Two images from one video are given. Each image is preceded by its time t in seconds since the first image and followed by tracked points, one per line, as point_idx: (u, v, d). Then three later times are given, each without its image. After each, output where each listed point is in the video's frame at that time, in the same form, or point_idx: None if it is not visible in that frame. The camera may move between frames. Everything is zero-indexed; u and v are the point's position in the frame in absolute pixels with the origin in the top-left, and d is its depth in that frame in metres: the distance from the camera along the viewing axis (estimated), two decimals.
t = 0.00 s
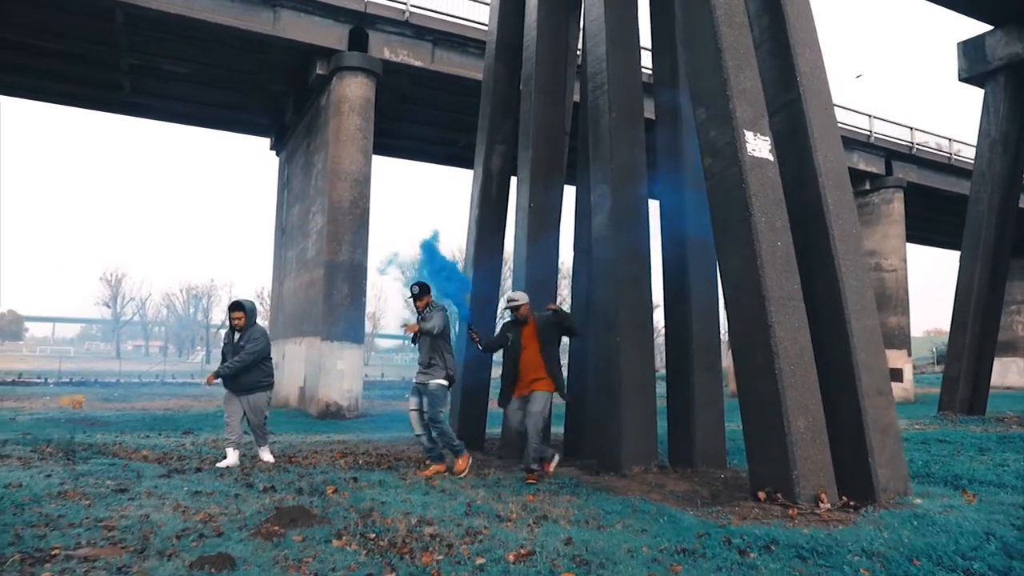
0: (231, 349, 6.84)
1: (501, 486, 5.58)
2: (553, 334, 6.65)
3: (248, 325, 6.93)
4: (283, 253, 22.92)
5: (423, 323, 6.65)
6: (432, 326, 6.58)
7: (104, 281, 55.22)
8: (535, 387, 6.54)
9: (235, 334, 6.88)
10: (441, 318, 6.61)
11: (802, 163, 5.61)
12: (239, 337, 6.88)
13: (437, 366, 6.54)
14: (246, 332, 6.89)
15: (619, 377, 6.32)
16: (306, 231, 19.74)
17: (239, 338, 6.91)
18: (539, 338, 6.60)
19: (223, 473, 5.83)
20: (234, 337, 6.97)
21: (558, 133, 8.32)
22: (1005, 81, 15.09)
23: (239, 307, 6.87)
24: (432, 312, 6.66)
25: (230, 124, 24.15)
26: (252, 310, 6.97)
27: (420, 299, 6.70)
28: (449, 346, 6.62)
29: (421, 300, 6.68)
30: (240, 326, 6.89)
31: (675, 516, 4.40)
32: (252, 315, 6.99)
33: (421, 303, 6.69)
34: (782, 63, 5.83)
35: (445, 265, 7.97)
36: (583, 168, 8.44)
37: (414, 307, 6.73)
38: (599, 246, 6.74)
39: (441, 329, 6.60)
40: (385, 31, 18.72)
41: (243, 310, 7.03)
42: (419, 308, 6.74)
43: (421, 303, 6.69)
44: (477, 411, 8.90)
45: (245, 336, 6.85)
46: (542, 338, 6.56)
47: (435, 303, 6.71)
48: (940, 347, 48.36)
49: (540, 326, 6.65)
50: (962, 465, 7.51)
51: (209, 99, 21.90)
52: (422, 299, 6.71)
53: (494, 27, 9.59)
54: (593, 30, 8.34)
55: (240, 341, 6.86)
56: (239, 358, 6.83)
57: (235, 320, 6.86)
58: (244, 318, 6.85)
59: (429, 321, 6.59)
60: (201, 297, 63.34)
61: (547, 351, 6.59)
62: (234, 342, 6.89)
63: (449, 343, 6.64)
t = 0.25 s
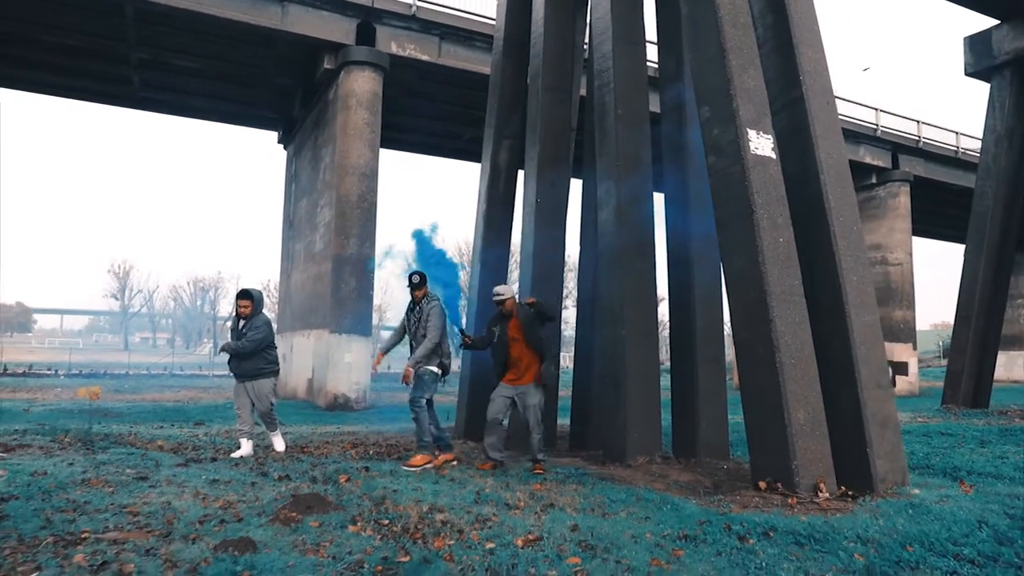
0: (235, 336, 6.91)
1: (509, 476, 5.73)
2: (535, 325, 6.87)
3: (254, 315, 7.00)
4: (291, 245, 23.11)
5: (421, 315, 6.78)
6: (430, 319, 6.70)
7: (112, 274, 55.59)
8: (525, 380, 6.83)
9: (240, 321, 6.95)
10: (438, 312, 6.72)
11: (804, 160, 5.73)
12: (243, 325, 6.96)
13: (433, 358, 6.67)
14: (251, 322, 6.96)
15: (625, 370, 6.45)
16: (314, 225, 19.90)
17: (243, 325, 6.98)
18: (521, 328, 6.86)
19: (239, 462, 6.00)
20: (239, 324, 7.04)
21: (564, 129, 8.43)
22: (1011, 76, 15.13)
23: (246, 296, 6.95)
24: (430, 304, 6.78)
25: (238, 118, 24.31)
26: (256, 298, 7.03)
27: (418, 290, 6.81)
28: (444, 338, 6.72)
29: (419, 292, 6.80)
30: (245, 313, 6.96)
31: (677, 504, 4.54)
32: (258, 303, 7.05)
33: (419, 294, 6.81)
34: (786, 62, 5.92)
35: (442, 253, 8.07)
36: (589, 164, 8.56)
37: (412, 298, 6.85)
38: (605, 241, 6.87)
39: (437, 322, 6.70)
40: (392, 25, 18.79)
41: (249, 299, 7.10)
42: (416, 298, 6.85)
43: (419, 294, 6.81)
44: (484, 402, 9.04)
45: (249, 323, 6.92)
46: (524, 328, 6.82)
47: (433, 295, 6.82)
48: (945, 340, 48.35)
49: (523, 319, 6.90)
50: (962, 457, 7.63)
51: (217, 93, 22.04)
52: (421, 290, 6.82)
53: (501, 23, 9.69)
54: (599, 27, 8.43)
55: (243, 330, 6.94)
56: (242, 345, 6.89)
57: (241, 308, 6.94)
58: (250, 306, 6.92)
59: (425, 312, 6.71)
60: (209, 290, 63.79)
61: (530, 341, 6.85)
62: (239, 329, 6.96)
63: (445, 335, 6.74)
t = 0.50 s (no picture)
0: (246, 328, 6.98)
1: (517, 463, 5.86)
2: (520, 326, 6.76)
3: (263, 308, 7.05)
4: (298, 237, 23.24)
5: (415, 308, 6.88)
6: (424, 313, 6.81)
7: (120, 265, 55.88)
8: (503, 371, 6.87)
9: (251, 314, 7.01)
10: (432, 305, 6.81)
11: (808, 154, 5.81)
12: (254, 319, 7.02)
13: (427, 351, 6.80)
14: (261, 315, 7.03)
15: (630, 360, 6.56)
16: (321, 217, 20.02)
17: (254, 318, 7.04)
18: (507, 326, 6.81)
19: (253, 450, 6.14)
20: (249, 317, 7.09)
21: (571, 122, 8.52)
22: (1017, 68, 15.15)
23: (256, 289, 6.99)
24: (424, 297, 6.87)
25: (245, 110, 24.42)
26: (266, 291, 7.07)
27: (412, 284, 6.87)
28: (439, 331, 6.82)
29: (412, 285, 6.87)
30: (255, 306, 7.02)
31: (682, 490, 4.66)
32: (267, 296, 7.11)
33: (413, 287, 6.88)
34: (791, 57, 6.00)
35: (436, 237, 7.46)
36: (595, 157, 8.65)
37: (406, 292, 6.91)
38: (611, 234, 6.97)
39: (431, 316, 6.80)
40: (398, 18, 18.84)
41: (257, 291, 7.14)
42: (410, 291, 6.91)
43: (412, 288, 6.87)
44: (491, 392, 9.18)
45: (260, 316, 6.98)
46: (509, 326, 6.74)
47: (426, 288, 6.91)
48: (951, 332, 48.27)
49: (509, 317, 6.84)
50: (964, 447, 7.72)
51: (225, 86, 22.15)
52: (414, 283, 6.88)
53: (508, 17, 9.76)
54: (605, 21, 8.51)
55: (254, 323, 7.00)
56: (254, 339, 6.96)
57: (251, 301, 6.99)
58: (261, 299, 6.98)
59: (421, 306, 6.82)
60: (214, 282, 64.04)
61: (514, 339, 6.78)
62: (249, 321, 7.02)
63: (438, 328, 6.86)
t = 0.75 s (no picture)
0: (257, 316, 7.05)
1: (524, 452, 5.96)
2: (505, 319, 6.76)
3: (274, 296, 7.14)
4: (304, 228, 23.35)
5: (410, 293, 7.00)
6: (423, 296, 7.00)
7: (127, 257, 56.09)
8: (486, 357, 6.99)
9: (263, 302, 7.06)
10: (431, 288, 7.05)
11: (812, 147, 5.87)
12: (266, 307, 7.07)
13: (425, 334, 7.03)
14: (273, 302, 7.11)
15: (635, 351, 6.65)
16: (327, 208, 20.11)
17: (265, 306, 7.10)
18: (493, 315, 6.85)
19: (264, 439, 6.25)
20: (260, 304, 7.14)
21: (577, 115, 8.58)
22: None
23: (268, 277, 7.06)
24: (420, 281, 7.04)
25: (251, 102, 24.49)
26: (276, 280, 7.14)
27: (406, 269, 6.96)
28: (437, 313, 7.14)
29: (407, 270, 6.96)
30: (266, 294, 7.08)
31: (686, 478, 4.75)
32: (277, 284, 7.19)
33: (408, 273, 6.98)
34: (796, 51, 6.04)
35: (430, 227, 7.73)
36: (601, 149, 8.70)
37: (400, 276, 6.98)
38: (616, 226, 7.04)
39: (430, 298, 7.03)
40: (404, 8, 18.86)
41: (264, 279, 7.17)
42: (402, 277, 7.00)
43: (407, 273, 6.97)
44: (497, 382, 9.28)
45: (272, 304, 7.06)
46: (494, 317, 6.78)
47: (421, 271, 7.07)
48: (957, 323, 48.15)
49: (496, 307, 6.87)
50: (966, 437, 7.79)
51: (231, 77, 22.22)
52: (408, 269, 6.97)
53: (514, 10, 9.80)
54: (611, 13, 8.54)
55: (267, 311, 7.06)
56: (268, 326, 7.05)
57: (263, 288, 7.04)
58: (273, 287, 7.05)
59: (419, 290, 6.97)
60: (220, 273, 64.27)
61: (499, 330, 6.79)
62: (260, 309, 7.08)
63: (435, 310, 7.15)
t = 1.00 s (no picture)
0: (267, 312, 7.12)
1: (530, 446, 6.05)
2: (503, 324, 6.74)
3: (283, 292, 7.22)
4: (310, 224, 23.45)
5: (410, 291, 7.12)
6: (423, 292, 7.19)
7: (134, 253, 56.31)
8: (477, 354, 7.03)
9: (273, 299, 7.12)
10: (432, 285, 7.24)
11: (816, 145, 5.93)
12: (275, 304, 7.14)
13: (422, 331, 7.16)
14: (283, 299, 7.19)
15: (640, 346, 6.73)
16: (334, 204, 20.21)
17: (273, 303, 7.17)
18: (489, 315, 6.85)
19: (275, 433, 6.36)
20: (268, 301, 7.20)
21: (583, 112, 8.65)
22: None
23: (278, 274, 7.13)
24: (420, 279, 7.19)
25: (258, 98, 24.58)
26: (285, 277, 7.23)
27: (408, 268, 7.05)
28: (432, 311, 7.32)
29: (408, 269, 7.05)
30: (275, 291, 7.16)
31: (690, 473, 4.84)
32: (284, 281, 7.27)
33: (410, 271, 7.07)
34: (800, 50, 6.10)
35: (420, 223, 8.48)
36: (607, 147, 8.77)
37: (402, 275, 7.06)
38: (622, 223, 7.12)
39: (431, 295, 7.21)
40: (409, 4, 18.88)
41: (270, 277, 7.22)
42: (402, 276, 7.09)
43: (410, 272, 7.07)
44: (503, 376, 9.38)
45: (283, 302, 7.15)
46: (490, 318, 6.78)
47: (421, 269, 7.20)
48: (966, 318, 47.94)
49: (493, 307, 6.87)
50: (968, 432, 7.85)
51: (237, 74, 22.32)
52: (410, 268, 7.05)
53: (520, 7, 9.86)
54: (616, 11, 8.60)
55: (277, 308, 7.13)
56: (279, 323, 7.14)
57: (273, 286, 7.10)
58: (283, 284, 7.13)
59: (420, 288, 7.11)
60: (226, 269, 64.47)
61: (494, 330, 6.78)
62: (269, 306, 7.14)
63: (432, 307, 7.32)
